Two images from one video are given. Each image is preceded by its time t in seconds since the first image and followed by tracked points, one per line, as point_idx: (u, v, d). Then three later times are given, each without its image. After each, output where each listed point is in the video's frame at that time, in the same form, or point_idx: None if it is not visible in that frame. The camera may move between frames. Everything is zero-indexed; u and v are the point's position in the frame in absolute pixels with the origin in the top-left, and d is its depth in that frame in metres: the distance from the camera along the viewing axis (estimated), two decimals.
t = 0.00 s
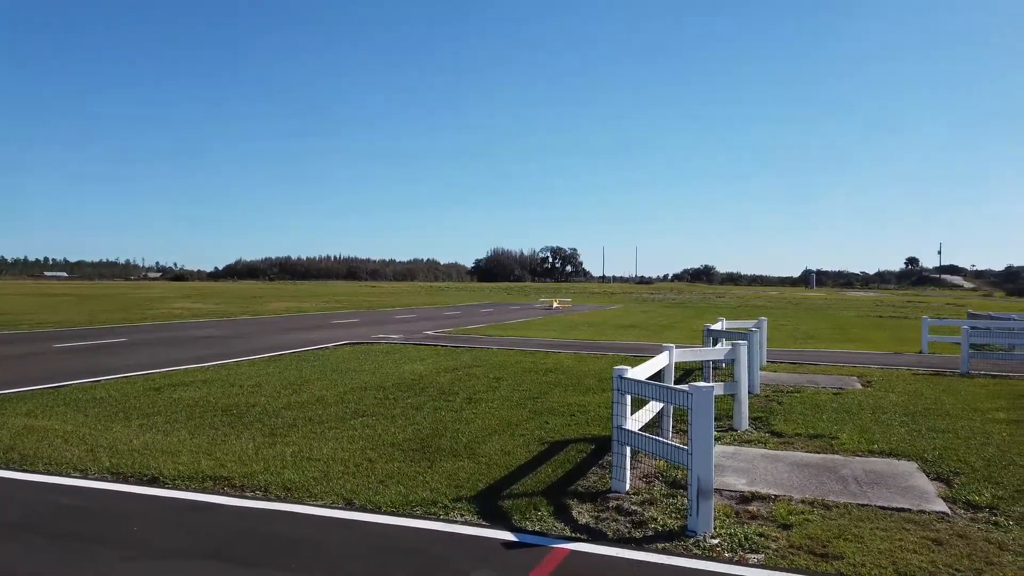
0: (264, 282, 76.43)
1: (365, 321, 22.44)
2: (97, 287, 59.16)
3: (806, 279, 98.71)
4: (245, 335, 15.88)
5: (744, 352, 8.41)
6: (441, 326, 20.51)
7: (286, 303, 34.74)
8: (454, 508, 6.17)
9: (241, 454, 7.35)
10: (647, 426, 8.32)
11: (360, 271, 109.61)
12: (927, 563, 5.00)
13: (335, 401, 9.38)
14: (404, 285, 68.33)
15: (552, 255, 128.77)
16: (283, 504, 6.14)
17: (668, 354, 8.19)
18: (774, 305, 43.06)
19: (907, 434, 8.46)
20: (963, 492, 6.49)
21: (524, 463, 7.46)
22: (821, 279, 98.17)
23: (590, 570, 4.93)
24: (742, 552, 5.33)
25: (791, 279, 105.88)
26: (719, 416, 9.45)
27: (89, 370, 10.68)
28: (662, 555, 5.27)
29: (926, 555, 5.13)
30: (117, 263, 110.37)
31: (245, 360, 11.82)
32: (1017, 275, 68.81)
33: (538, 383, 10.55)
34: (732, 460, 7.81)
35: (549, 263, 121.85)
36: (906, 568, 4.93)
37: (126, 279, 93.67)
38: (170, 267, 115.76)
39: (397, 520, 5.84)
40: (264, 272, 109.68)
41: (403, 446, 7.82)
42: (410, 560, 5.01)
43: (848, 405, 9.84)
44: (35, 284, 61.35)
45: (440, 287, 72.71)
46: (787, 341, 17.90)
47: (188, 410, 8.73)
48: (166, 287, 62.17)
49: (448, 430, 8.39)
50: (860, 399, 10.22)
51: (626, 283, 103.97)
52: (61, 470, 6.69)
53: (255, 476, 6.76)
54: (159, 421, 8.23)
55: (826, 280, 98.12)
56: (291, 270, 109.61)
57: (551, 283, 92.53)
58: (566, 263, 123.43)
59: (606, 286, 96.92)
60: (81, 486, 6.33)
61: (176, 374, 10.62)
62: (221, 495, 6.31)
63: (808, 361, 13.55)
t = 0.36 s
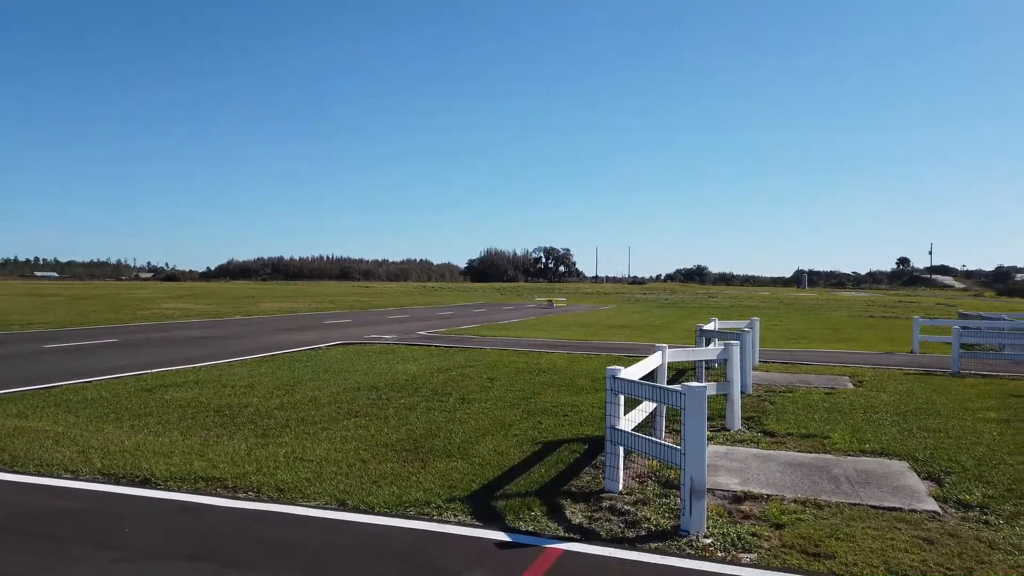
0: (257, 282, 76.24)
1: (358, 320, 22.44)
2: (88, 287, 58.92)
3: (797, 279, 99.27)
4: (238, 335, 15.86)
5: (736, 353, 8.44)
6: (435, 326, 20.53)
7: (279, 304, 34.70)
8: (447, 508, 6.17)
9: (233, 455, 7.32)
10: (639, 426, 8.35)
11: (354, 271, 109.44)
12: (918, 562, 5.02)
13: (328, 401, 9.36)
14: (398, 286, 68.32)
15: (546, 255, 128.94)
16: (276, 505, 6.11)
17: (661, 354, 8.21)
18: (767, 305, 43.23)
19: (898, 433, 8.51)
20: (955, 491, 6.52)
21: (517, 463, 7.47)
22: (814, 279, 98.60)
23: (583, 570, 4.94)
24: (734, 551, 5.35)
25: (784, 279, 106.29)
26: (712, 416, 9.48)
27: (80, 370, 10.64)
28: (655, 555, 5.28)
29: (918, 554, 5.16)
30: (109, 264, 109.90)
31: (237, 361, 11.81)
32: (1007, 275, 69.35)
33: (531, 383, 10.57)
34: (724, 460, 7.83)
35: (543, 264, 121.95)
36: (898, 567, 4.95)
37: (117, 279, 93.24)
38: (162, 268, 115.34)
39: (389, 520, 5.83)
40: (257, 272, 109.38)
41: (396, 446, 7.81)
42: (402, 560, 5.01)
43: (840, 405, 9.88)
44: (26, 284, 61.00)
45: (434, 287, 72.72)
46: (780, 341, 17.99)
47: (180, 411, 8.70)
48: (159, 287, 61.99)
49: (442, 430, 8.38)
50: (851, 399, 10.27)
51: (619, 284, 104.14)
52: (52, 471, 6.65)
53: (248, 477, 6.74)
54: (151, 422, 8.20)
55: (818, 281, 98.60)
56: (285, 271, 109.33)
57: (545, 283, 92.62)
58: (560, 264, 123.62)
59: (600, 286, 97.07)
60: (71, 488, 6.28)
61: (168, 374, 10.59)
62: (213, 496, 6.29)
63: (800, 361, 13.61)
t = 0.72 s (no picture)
0: (250, 282, 75.98)
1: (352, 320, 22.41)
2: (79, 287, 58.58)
3: (789, 279, 99.73)
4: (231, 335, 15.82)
5: (729, 353, 8.47)
6: (429, 326, 20.52)
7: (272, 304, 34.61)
8: (442, 508, 6.16)
9: (227, 456, 7.29)
10: (633, 426, 8.36)
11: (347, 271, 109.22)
12: (911, 560, 5.06)
13: (321, 402, 9.34)
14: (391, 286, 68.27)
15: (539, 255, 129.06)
16: (270, 506, 6.10)
17: (655, 354, 8.22)
18: (759, 305, 43.39)
19: (890, 433, 8.56)
20: (946, 490, 6.57)
21: (511, 463, 7.47)
22: (806, 279, 99.05)
23: (578, 569, 4.94)
24: (728, 550, 5.37)
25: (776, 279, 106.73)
26: (705, 416, 9.51)
27: (71, 370, 10.58)
28: (650, 555, 5.29)
29: (910, 553, 5.19)
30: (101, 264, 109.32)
31: (231, 361, 11.77)
32: (997, 275, 69.87)
33: (524, 383, 10.58)
34: (718, 459, 7.85)
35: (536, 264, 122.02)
36: (890, 566, 4.98)
37: (108, 279, 92.70)
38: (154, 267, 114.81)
39: (384, 521, 5.82)
40: (250, 272, 109.00)
41: (390, 446, 7.80)
42: (397, 561, 5.00)
43: (832, 405, 9.93)
44: (15, 284, 60.64)
45: (427, 287, 72.68)
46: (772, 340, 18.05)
47: (172, 411, 8.66)
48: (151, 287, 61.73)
49: (436, 430, 8.37)
50: (844, 398, 10.32)
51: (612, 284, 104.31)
52: (44, 472, 6.61)
53: (241, 477, 6.71)
54: (144, 422, 8.17)
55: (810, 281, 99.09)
56: (277, 270, 108.97)
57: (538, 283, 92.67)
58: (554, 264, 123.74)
59: (593, 286, 97.22)
60: (63, 488, 6.24)
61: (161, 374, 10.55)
62: (206, 496, 6.26)
63: (792, 361, 13.67)
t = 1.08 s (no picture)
0: (247, 283, 75.87)
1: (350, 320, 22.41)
2: (76, 287, 58.50)
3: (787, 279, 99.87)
4: (230, 335, 15.81)
5: (728, 352, 8.47)
6: (427, 326, 20.53)
7: (270, 304, 34.60)
8: (441, 508, 6.16)
9: (226, 456, 7.28)
10: (632, 425, 8.37)
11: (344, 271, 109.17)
12: (910, 560, 5.07)
13: (320, 402, 9.33)
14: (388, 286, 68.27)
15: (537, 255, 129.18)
16: (269, 505, 6.09)
17: (654, 354, 8.22)
18: (757, 305, 43.45)
19: (889, 432, 8.57)
20: (945, 490, 6.58)
21: (510, 462, 7.47)
22: (803, 279, 99.20)
23: (578, 569, 4.94)
24: (728, 550, 5.38)
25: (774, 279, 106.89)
26: (704, 416, 9.52)
27: (70, 370, 10.56)
28: (649, 554, 5.29)
29: (909, 553, 5.20)
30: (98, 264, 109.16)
31: (229, 360, 11.78)
32: (994, 275, 70.16)
33: (523, 383, 10.58)
34: (717, 459, 7.86)
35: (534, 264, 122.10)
36: (890, 565, 4.99)
37: (107, 279, 92.78)
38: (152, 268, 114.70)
39: (384, 521, 5.82)
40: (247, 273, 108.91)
41: (389, 446, 7.80)
42: (397, 561, 4.99)
43: (831, 404, 9.94)
44: (13, 284, 60.53)
45: (425, 288, 72.73)
46: (771, 341, 18.08)
47: (171, 411, 8.65)
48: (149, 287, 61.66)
49: (435, 430, 8.37)
50: (842, 398, 10.34)
51: (610, 284, 104.38)
52: (42, 472, 6.59)
53: (240, 477, 6.70)
54: (142, 422, 8.15)
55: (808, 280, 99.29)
56: (275, 271, 108.87)
57: (536, 283, 92.71)
58: (551, 264, 123.86)
59: (591, 286, 97.29)
60: (62, 488, 6.22)
61: (159, 374, 10.54)
62: (206, 496, 6.25)
63: (790, 361, 13.69)
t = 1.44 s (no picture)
0: (247, 282, 75.86)
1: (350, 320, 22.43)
2: (76, 287, 58.47)
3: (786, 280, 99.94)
4: (229, 335, 15.82)
5: (728, 352, 8.47)
6: (427, 326, 20.55)
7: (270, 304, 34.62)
8: (442, 508, 6.15)
9: (226, 456, 7.27)
10: (632, 426, 8.37)
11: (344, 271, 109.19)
12: (911, 560, 5.07)
13: (320, 402, 9.32)
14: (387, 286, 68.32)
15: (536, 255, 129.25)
16: (269, 506, 6.08)
17: (654, 354, 8.23)
18: (756, 305, 43.49)
19: (889, 432, 8.57)
20: (946, 490, 6.58)
21: (511, 462, 7.47)
22: (802, 279, 99.31)
23: (579, 569, 4.93)
24: (729, 550, 5.38)
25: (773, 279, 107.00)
26: (704, 416, 9.53)
27: (69, 370, 10.55)
28: (650, 554, 5.29)
29: (910, 552, 5.20)
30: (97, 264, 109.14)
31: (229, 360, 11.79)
32: (993, 275, 70.25)
33: (523, 383, 10.58)
34: (717, 459, 7.85)
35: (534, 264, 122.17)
36: (891, 565, 4.99)
37: (106, 279, 92.78)
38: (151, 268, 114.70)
39: (385, 521, 5.81)
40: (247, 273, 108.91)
41: (389, 446, 7.80)
42: (398, 561, 4.98)
43: (831, 404, 9.94)
44: (12, 284, 60.53)
45: (424, 288, 72.81)
46: (770, 341, 18.10)
47: (170, 411, 8.64)
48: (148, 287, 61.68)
49: (435, 430, 8.37)
50: (842, 398, 10.34)
51: (609, 284, 104.44)
52: (42, 472, 6.58)
53: (241, 477, 6.70)
54: (142, 422, 8.14)
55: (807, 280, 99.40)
56: (274, 271, 108.86)
57: (535, 284, 92.75)
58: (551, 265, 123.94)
59: (590, 286, 97.35)
60: (61, 488, 6.21)
61: (159, 374, 10.54)
62: (207, 496, 6.24)
63: (790, 361, 13.70)
